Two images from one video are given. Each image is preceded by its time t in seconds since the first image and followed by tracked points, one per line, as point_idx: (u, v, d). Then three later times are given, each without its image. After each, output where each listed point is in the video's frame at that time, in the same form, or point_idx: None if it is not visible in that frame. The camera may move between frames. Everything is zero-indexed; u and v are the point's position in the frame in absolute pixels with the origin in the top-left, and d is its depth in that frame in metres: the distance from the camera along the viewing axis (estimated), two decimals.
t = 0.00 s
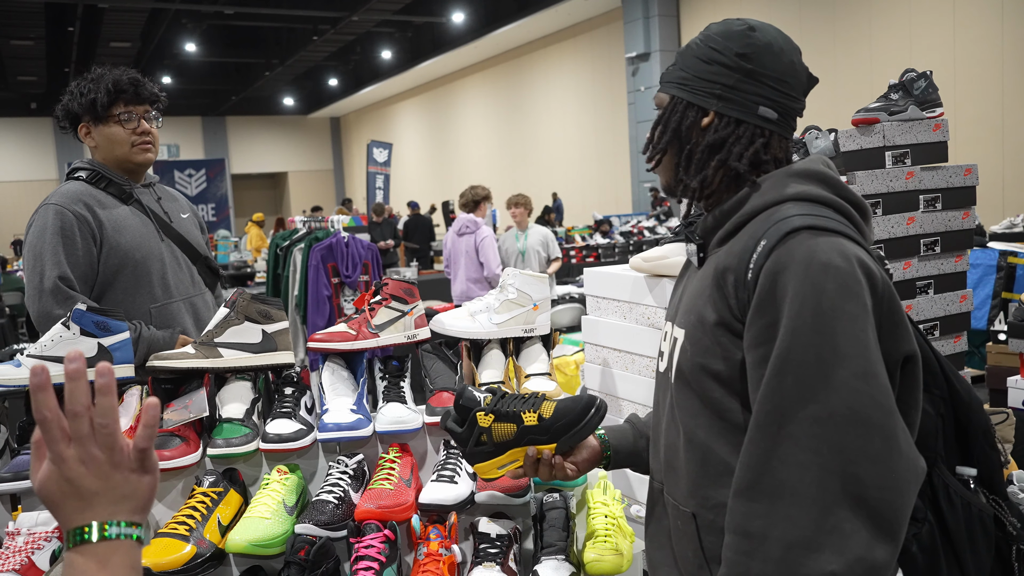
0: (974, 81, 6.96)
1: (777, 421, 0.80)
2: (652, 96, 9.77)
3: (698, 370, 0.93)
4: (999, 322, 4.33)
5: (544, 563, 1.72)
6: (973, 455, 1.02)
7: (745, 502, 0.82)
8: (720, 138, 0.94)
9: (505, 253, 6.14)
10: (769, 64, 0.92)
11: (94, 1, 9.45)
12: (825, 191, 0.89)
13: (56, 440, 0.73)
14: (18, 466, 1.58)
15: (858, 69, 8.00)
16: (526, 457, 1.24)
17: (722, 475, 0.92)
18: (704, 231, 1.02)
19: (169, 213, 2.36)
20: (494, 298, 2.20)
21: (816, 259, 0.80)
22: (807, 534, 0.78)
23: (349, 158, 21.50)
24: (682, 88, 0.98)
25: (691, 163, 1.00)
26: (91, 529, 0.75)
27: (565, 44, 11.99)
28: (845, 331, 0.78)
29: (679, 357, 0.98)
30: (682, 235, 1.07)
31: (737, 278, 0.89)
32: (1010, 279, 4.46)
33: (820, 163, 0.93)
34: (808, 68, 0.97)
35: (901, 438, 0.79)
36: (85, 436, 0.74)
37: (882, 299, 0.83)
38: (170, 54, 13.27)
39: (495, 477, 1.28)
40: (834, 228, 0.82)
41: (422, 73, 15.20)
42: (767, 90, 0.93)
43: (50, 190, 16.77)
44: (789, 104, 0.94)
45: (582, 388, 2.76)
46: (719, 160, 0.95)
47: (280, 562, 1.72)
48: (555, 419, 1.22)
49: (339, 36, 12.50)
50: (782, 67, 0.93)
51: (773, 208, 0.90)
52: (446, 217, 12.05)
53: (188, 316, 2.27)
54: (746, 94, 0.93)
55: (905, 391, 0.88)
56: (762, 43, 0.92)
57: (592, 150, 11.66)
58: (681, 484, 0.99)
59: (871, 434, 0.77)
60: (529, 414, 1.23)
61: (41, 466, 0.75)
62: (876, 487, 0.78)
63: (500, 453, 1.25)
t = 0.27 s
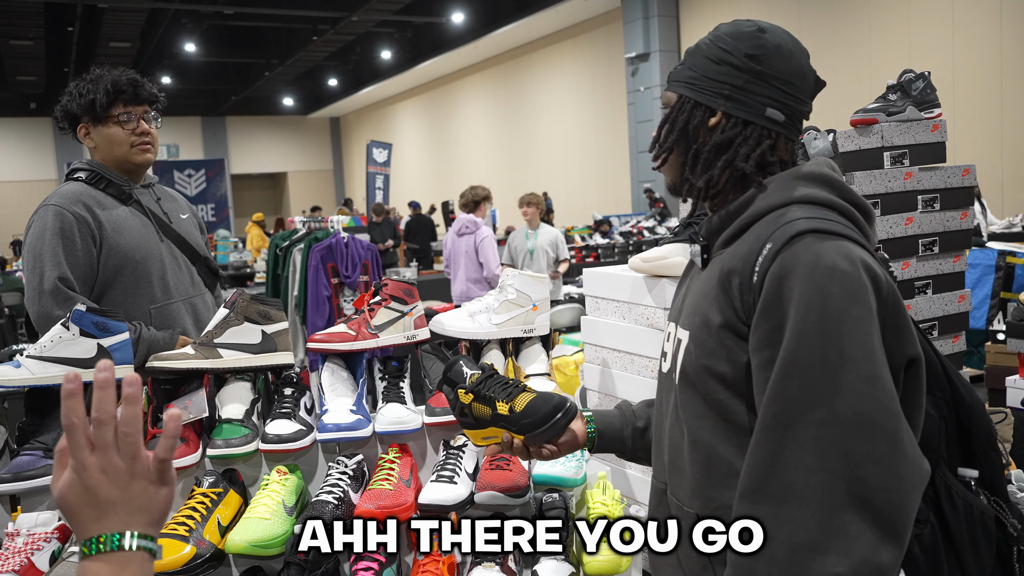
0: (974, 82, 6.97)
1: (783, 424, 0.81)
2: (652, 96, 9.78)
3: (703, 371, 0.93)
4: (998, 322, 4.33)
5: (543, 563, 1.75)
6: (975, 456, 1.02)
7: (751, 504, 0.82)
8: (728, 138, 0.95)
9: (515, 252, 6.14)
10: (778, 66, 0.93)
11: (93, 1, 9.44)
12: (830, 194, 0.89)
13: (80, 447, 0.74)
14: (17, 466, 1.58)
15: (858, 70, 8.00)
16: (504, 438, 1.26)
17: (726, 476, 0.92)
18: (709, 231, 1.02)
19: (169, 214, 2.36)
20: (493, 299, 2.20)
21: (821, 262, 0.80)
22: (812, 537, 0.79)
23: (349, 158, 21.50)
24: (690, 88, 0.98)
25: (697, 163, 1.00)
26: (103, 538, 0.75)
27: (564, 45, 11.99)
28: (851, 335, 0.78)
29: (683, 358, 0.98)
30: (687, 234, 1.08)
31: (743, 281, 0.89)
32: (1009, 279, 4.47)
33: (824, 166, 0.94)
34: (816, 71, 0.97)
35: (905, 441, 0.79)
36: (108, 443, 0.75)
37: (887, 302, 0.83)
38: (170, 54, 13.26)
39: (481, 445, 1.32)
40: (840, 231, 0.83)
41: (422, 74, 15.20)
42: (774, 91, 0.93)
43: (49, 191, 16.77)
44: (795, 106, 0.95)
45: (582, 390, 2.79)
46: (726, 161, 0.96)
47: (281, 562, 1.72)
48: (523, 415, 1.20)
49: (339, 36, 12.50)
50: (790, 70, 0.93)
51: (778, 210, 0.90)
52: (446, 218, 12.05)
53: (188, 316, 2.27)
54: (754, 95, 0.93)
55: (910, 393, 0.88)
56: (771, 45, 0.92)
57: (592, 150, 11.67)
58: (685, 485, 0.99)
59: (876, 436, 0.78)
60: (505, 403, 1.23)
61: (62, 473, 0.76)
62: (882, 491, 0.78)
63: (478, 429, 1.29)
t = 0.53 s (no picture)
0: (971, 83, 6.99)
1: (783, 425, 0.81)
2: (650, 97, 9.78)
3: (703, 372, 0.94)
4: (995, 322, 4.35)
5: (542, 563, 1.75)
6: (974, 456, 1.03)
7: (751, 506, 0.83)
8: (729, 139, 0.95)
9: (521, 252, 6.14)
10: (781, 68, 0.93)
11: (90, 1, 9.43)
12: (831, 196, 0.90)
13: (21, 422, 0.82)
14: (17, 466, 1.58)
15: (856, 70, 8.03)
16: (525, 460, 1.27)
17: (726, 476, 0.93)
18: (708, 232, 1.03)
19: (168, 214, 2.37)
20: (492, 300, 2.21)
21: (822, 264, 0.80)
22: (812, 537, 0.79)
23: (347, 159, 21.50)
24: (692, 89, 0.98)
25: (698, 164, 1.01)
26: (71, 523, 0.80)
27: (562, 45, 12.01)
28: (852, 336, 0.79)
29: (683, 359, 0.99)
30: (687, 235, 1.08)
31: (743, 282, 0.89)
32: (1007, 280, 4.48)
33: (825, 167, 0.94)
34: (818, 74, 0.98)
35: (905, 442, 0.80)
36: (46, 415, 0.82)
37: (886, 304, 0.84)
38: (168, 55, 13.25)
39: (494, 468, 1.33)
40: (840, 232, 0.83)
41: (421, 74, 15.21)
42: (776, 93, 0.94)
43: (47, 191, 16.75)
44: (797, 108, 0.95)
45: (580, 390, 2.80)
46: (727, 161, 0.96)
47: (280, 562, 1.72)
48: (548, 435, 1.22)
49: (337, 37, 12.50)
50: (793, 72, 0.94)
51: (779, 212, 0.91)
52: (444, 218, 12.06)
53: (187, 317, 2.27)
54: (756, 97, 0.94)
55: (909, 394, 0.88)
56: (774, 47, 0.93)
57: (590, 151, 11.69)
58: (685, 485, 1.00)
59: (876, 438, 0.78)
60: (527, 422, 1.25)
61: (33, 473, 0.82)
62: (882, 491, 0.78)
63: (497, 451, 1.29)
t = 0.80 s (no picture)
0: (983, 85, 6.94)
1: (794, 428, 0.81)
2: (660, 98, 9.76)
3: (714, 374, 0.94)
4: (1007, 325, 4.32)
5: (550, 565, 1.74)
6: (989, 462, 1.02)
7: (760, 508, 0.83)
8: (744, 140, 0.95)
9: (535, 254, 6.17)
10: (797, 68, 0.93)
11: (102, 4, 9.50)
12: (845, 199, 0.90)
13: None
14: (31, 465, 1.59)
15: (866, 72, 7.99)
16: (555, 470, 1.24)
17: (736, 479, 0.93)
18: (721, 233, 1.03)
19: (180, 215, 2.38)
20: (501, 301, 2.21)
21: (833, 267, 0.80)
22: (822, 541, 0.79)
23: (356, 160, 21.57)
24: (707, 89, 0.98)
25: (713, 164, 1.01)
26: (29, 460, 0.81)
27: (571, 47, 12.00)
28: (863, 340, 0.79)
29: (694, 361, 0.99)
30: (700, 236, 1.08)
31: (754, 285, 0.89)
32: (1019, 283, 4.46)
33: (839, 169, 0.94)
34: (833, 76, 0.98)
35: (918, 447, 0.79)
36: None
37: (900, 308, 0.83)
38: (178, 57, 13.33)
39: (515, 477, 1.28)
40: (853, 236, 0.83)
41: (429, 76, 15.24)
42: (792, 94, 0.94)
43: (59, 192, 16.89)
44: (812, 109, 0.95)
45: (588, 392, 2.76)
46: (742, 161, 0.96)
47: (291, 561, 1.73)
48: (588, 445, 1.20)
49: (346, 39, 12.54)
50: (809, 73, 0.94)
51: (791, 214, 0.90)
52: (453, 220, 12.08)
53: (198, 317, 2.29)
54: (772, 98, 0.94)
55: (922, 399, 0.88)
56: (791, 47, 0.93)
57: (599, 152, 11.68)
58: (695, 486, 1.00)
59: (888, 443, 0.78)
60: (562, 433, 1.21)
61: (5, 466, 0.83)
62: (892, 497, 0.78)
63: (525, 462, 1.25)
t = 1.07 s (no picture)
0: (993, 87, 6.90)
1: (797, 433, 0.81)
2: (668, 99, 9.75)
3: (720, 376, 0.94)
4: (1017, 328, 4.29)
5: (559, 566, 1.72)
6: (1003, 467, 1.01)
7: (766, 512, 0.83)
8: (757, 140, 0.95)
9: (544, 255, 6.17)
10: (810, 68, 0.93)
11: (113, 5, 9.55)
12: (854, 200, 0.89)
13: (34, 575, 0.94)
14: (42, 464, 1.60)
15: (876, 73, 7.96)
16: (598, 445, 1.12)
17: (741, 482, 0.93)
18: (730, 234, 1.03)
19: (191, 216, 2.39)
20: (509, 302, 2.21)
21: (841, 270, 0.80)
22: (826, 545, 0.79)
23: (365, 161, 21.64)
24: (718, 89, 0.98)
25: (725, 165, 1.00)
26: None
27: (579, 48, 12.00)
28: (868, 345, 0.78)
29: (701, 363, 0.99)
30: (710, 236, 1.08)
31: (760, 287, 0.89)
32: None
33: (848, 171, 0.94)
34: (846, 78, 0.98)
35: (925, 453, 0.79)
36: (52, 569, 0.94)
37: (908, 311, 0.83)
38: (188, 58, 13.41)
39: (543, 444, 1.14)
40: (861, 240, 0.82)
41: (438, 77, 15.26)
42: (805, 93, 0.93)
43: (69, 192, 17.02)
44: (826, 110, 0.95)
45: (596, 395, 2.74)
46: (755, 161, 0.96)
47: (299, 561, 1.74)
48: (650, 425, 1.09)
49: (354, 40, 12.58)
50: (823, 74, 0.94)
51: (799, 216, 0.90)
52: (461, 221, 12.10)
53: (209, 317, 2.29)
54: (787, 98, 0.93)
55: (932, 404, 0.87)
56: (804, 48, 0.92)
57: (607, 153, 11.68)
58: (702, 487, 1.00)
59: (894, 448, 0.77)
60: (623, 404, 1.10)
61: None
62: (898, 503, 0.78)
63: (566, 429, 1.11)
